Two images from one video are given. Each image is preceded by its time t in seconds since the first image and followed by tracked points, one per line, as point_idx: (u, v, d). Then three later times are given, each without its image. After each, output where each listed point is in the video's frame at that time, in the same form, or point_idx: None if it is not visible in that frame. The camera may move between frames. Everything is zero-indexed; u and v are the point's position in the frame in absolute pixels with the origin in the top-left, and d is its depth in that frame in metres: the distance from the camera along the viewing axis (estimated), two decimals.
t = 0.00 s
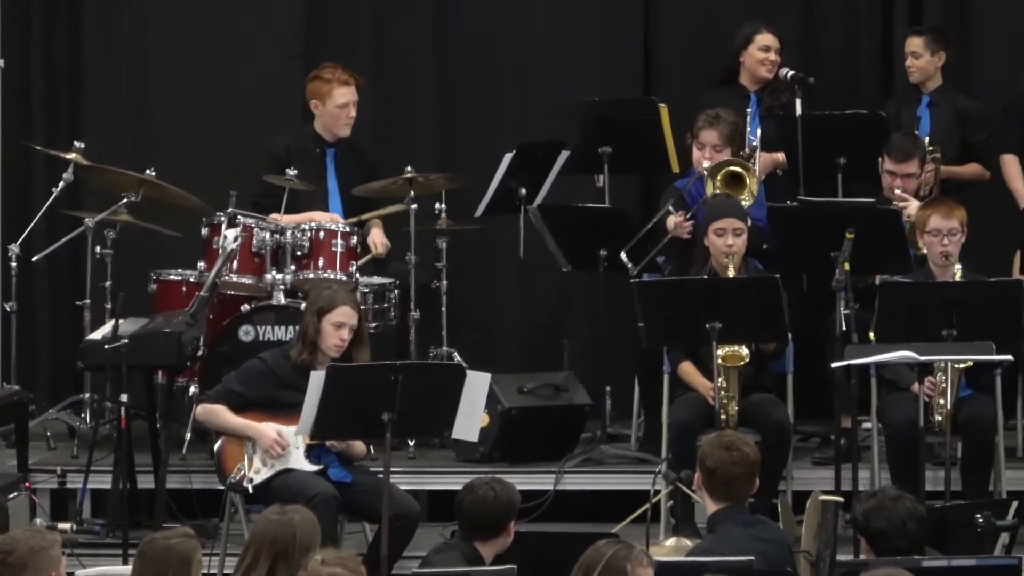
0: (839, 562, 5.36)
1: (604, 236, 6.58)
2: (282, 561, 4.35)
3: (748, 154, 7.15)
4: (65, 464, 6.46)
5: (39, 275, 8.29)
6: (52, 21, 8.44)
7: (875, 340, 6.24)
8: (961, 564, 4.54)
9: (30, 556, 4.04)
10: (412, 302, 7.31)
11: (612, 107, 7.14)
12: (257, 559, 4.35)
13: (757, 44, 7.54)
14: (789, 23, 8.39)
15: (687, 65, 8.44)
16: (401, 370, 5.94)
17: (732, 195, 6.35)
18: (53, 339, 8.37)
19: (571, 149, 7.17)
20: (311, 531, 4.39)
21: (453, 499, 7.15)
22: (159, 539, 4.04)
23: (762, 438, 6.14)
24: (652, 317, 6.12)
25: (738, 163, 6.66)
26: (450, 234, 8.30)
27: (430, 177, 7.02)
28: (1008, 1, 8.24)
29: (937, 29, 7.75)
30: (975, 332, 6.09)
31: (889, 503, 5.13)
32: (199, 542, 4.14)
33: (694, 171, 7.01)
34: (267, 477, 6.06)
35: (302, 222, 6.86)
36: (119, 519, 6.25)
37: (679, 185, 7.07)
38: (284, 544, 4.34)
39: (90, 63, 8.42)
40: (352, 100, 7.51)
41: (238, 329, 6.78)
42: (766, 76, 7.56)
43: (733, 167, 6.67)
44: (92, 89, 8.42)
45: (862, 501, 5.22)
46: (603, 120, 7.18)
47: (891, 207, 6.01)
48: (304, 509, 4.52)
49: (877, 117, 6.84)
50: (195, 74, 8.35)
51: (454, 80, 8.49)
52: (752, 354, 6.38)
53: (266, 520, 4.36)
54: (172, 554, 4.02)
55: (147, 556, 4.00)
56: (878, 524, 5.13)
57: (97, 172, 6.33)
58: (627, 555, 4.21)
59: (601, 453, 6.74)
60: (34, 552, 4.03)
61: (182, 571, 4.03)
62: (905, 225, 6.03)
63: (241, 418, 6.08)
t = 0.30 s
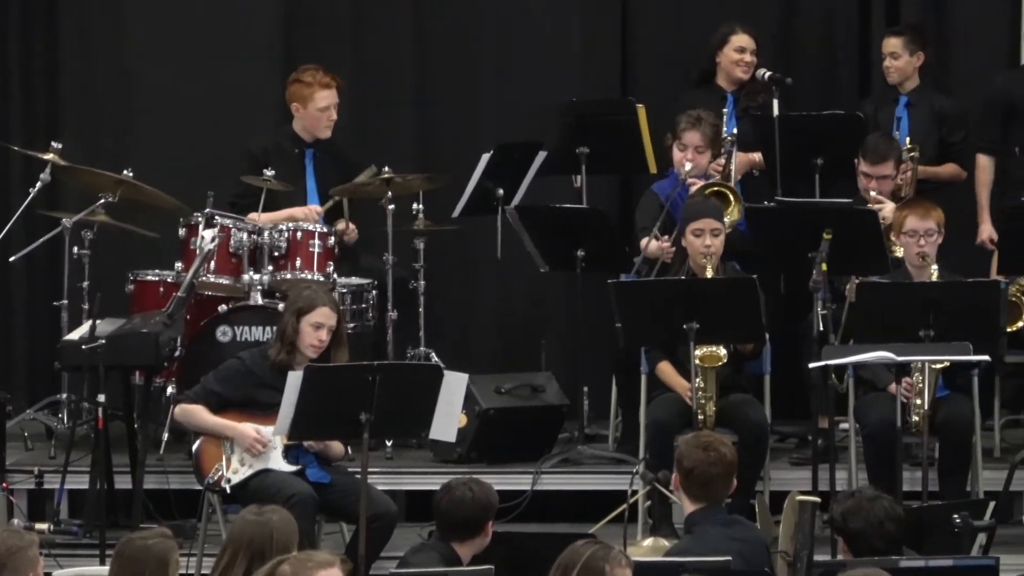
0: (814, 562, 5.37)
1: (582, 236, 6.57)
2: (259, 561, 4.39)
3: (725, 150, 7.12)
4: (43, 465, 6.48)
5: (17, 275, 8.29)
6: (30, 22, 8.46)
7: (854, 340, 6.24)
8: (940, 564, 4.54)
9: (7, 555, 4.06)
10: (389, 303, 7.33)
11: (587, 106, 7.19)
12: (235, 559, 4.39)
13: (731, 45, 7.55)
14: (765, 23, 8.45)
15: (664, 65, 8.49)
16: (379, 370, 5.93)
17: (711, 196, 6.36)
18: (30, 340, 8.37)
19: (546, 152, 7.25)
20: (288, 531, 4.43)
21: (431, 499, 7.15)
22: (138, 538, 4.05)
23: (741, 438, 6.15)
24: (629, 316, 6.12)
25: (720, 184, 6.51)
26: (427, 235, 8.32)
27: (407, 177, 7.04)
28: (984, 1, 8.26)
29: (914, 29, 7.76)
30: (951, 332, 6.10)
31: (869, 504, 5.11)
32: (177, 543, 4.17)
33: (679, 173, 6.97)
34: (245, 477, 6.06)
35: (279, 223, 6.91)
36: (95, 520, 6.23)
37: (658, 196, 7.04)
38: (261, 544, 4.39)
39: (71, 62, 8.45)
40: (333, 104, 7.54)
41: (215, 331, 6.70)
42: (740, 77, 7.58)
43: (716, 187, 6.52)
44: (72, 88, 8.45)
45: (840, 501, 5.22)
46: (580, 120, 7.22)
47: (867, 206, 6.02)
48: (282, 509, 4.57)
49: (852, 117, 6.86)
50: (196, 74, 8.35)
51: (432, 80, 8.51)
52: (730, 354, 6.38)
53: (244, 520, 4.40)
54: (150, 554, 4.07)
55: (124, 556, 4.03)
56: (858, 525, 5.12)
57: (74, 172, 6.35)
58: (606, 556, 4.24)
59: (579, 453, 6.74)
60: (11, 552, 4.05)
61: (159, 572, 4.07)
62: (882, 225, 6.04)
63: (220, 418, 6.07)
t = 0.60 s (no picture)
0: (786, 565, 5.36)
1: (554, 239, 6.62)
2: (232, 565, 4.35)
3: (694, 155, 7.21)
4: (14, 468, 6.45)
5: None
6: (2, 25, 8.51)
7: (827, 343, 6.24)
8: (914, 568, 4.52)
9: None
10: (362, 306, 7.38)
11: (561, 109, 7.22)
12: (208, 562, 4.34)
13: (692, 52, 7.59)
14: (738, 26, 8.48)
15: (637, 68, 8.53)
16: (350, 374, 5.93)
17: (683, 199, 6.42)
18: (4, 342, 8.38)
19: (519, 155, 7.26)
20: (261, 534, 4.39)
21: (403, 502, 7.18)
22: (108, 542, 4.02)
23: (713, 441, 6.17)
24: (601, 318, 6.13)
25: (688, 185, 6.56)
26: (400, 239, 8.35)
27: (381, 180, 7.15)
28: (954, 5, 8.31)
29: (885, 33, 7.78)
30: (924, 336, 6.10)
31: (841, 507, 5.13)
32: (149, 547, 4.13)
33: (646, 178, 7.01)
34: (218, 480, 6.05)
35: (252, 226, 6.93)
36: (68, 523, 6.25)
37: (625, 205, 7.07)
38: (234, 547, 4.35)
39: (46, 66, 8.47)
40: (304, 104, 7.53)
41: (188, 334, 6.72)
42: (702, 84, 7.61)
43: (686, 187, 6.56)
44: (50, 91, 8.45)
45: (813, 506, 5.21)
46: (554, 123, 7.23)
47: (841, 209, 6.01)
48: (255, 512, 4.53)
49: (825, 120, 6.89)
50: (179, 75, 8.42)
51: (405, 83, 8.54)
52: (703, 358, 6.40)
53: (216, 523, 4.36)
54: (122, 558, 4.07)
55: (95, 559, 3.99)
56: (830, 528, 5.12)
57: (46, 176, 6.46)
58: (579, 559, 4.21)
59: (551, 457, 6.80)
60: None
61: None
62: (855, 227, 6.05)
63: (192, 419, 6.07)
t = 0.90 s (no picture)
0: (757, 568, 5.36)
1: (526, 242, 6.71)
2: (205, 567, 4.32)
3: (666, 159, 7.31)
4: None
5: None
6: None
7: (800, 345, 6.25)
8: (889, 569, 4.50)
9: None
10: (334, 308, 7.45)
11: (533, 112, 7.26)
12: (179, 564, 4.30)
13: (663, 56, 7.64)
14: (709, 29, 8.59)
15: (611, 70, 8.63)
16: (323, 376, 5.93)
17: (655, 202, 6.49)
18: None
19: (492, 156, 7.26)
20: (234, 537, 4.36)
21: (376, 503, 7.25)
22: (81, 543, 3.97)
23: (685, 443, 6.21)
24: (574, 320, 6.13)
25: (653, 174, 6.68)
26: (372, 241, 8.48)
27: (352, 182, 7.31)
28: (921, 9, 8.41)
29: (855, 35, 7.84)
30: (896, 337, 6.11)
31: (817, 511, 5.12)
32: (121, 548, 4.08)
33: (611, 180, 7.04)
34: (190, 482, 6.06)
35: (224, 229, 7.01)
36: (41, 525, 6.27)
37: (590, 205, 7.04)
38: (207, 550, 4.32)
39: (20, 71, 8.63)
40: (276, 108, 7.60)
41: (160, 336, 6.76)
42: (672, 88, 7.67)
43: (650, 177, 6.69)
44: (25, 96, 8.62)
45: (788, 506, 5.20)
46: (525, 126, 7.27)
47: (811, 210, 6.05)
48: (229, 515, 4.50)
49: (795, 124, 6.94)
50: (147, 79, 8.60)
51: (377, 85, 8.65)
52: (675, 360, 6.44)
53: (189, 525, 4.33)
54: (96, 560, 3.99)
55: (68, 560, 3.96)
56: (805, 531, 5.12)
57: (18, 179, 6.64)
58: (555, 561, 4.15)
59: (523, 458, 6.91)
60: None
61: None
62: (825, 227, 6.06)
63: (164, 421, 6.10)
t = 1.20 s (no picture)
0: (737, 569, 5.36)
1: (504, 241, 6.68)
2: (185, 567, 4.32)
3: (645, 160, 7.33)
4: None
5: None
6: None
7: (778, 345, 6.25)
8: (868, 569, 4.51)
9: None
10: (314, 309, 7.49)
11: (511, 113, 7.27)
12: (161, 566, 4.30)
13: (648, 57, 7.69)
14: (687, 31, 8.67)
15: (592, 71, 8.71)
16: (303, 376, 5.92)
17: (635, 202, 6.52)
18: None
19: (472, 156, 7.31)
20: (214, 538, 4.36)
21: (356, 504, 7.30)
22: (62, 544, 3.97)
23: (663, 443, 6.25)
24: (554, 320, 6.13)
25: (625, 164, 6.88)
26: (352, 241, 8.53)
27: (331, 183, 7.38)
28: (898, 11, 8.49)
29: (834, 36, 7.91)
30: (877, 337, 6.12)
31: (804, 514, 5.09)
32: (102, 549, 4.08)
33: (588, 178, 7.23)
34: (169, 483, 6.06)
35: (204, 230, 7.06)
36: (20, 525, 6.31)
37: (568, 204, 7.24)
38: (187, 550, 4.32)
39: None
40: (257, 106, 7.69)
41: (139, 336, 6.80)
42: (653, 89, 7.71)
43: (624, 168, 6.88)
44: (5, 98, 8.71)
45: (774, 509, 5.19)
46: (503, 126, 7.29)
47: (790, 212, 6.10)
48: (209, 516, 4.50)
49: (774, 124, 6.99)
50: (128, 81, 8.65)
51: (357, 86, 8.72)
52: (655, 360, 6.46)
53: (170, 526, 4.33)
54: (76, 561, 3.99)
55: (49, 561, 3.95)
56: (791, 533, 5.11)
57: None
58: (536, 563, 4.14)
59: (504, 459, 6.91)
60: None
61: None
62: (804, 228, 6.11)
63: (144, 422, 6.08)
